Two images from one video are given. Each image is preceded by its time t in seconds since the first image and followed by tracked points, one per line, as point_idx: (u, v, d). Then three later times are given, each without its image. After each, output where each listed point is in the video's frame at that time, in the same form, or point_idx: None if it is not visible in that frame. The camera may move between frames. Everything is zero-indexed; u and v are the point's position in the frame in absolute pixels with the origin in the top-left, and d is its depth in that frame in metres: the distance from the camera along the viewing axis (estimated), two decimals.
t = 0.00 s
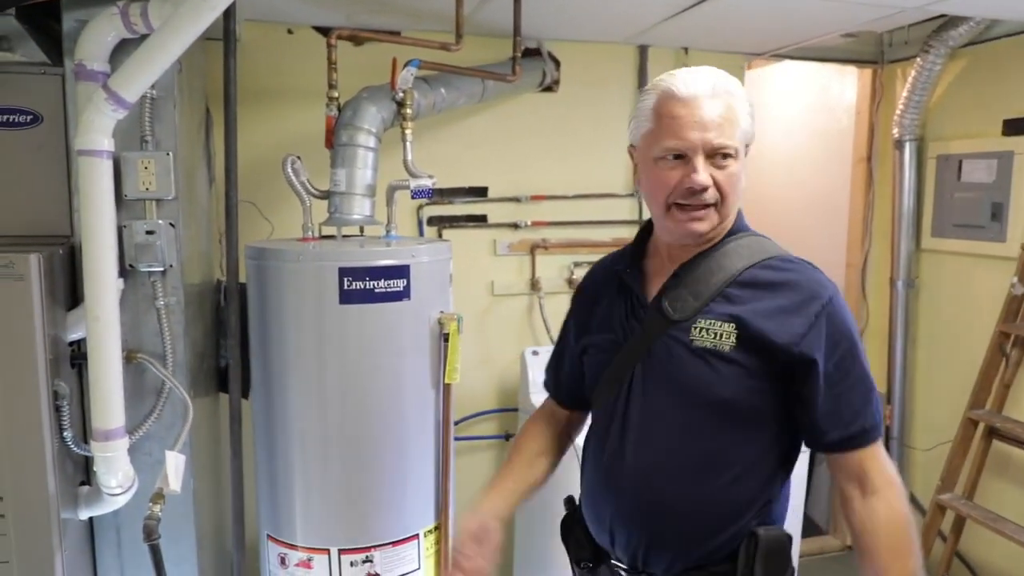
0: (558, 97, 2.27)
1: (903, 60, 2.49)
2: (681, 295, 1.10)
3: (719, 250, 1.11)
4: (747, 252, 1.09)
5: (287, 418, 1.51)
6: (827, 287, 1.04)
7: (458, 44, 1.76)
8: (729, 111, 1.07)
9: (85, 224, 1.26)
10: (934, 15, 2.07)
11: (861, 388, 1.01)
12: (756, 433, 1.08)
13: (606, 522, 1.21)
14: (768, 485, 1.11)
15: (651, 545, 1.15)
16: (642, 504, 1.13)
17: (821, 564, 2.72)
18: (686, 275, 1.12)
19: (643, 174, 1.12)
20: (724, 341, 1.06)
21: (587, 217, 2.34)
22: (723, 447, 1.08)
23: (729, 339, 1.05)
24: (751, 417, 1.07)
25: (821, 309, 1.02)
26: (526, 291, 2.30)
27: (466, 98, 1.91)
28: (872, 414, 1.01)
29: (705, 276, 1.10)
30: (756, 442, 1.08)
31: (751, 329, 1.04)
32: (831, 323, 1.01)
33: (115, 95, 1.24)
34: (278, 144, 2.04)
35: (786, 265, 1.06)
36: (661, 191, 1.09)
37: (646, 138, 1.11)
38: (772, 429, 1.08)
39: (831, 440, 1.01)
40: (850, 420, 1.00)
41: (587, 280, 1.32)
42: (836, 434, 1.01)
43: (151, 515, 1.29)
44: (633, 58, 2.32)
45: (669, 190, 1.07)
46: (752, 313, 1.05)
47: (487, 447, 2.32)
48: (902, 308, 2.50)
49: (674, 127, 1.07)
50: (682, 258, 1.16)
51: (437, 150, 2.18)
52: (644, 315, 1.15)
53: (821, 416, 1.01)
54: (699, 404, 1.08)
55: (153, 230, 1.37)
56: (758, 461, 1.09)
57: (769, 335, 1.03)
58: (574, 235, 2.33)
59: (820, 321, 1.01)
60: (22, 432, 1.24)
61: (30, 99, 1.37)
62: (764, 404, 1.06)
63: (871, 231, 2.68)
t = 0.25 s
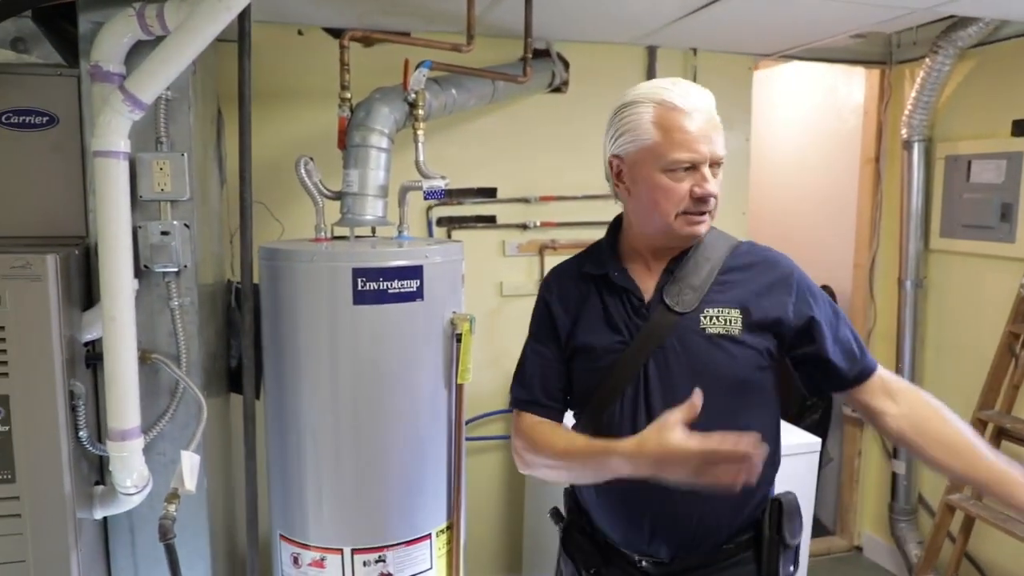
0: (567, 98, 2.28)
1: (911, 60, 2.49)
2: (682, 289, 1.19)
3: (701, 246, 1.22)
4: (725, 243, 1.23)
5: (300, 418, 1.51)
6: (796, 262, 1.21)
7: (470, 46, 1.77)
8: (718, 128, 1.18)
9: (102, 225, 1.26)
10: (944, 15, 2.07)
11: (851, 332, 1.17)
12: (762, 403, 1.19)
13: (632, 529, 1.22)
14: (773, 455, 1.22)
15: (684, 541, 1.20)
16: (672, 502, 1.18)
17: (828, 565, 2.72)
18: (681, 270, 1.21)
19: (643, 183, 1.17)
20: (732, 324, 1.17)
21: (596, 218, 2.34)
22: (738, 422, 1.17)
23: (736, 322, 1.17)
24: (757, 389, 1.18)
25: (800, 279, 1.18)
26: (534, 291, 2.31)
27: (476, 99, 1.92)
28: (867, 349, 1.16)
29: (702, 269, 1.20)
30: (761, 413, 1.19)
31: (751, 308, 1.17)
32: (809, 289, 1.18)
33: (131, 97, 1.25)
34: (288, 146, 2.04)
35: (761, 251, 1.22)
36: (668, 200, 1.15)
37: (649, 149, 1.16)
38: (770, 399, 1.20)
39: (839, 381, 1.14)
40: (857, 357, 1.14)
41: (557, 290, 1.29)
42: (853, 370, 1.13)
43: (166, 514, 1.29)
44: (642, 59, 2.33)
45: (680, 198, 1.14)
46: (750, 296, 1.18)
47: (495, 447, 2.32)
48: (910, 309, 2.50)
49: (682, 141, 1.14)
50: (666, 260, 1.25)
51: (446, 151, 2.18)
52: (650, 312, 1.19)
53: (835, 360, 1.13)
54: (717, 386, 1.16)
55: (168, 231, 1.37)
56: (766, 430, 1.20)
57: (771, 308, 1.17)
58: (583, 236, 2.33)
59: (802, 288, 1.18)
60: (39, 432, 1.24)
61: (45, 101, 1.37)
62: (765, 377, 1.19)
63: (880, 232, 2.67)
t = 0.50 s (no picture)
0: (568, 99, 2.29)
1: (910, 61, 2.51)
2: (680, 284, 1.24)
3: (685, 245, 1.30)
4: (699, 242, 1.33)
5: (305, 417, 1.53)
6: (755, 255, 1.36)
7: (473, 47, 1.78)
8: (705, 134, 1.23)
9: (110, 225, 1.27)
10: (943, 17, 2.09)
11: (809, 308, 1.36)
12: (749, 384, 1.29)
13: (649, 525, 1.23)
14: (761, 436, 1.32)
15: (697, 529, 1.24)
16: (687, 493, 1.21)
17: (828, 563, 2.74)
18: (676, 266, 1.27)
19: (644, 191, 1.19)
20: (728, 314, 1.25)
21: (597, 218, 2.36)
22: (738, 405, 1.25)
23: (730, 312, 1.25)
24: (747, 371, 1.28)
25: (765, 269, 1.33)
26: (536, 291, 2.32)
27: (479, 100, 1.93)
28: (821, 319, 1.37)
29: (693, 266, 1.27)
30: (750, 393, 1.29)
31: (738, 297, 1.27)
32: (774, 277, 1.33)
33: (140, 98, 1.26)
34: (292, 147, 2.06)
35: (730, 247, 1.34)
36: (670, 207, 1.18)
37: (651, 157, 1.18)
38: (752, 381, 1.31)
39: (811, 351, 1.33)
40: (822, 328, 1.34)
41: (556, 298, 1.25)
42: (822, 341, 1.32)
43: (173, 511, 1.30)
44: (643, 60, 2.34)
45: (682, 205, 1.18)
46: (737, 288, 1.28)
47: (497, 446, 2.33)
48: (910, 308, 2.52)
49: (682, 149, 1.17)
50: (656, 260, 1.29)
51: (449, 151, 2.20)
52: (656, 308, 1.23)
53: (808, 335, 1.32)
54: (722, 372, 1.22)
55: (176, 231, 1.38)
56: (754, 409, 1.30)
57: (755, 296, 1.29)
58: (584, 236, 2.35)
59: (772, 278, 1.33)
60: (47, 430, 1.25)
61: (54, 102, 1.38)
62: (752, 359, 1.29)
63: (879, 232, 2.68)
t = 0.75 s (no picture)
0: (570, 99, 2.30)
1: (910, 61, 2.52)
2: (681, 280, 1.27)
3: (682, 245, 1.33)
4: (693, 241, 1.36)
5: (311, 415, 1.54)
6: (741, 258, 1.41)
7: (477, 47, 1.79)
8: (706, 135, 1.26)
9: (118, 224, 1.29)
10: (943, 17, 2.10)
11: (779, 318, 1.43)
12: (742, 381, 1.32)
13: (657, 517, 1.25)
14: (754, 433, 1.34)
15: (700, 521, 1.26)
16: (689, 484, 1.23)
17: (828, 560, 2.76)
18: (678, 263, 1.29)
19: (653, 190, 1.20)
20: (726, 310, 1.27)
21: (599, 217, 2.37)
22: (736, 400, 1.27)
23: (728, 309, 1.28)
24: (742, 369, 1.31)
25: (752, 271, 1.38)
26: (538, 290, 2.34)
27: (482, 100, 1.94)
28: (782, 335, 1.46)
29: (692, 264, 1.30)
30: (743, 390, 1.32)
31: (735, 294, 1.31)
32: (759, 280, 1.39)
33: (148, 97, 1.27)
34: (296, 146, 2.07)
35: (721, 247, 1.38)
36: (677, 206, 1.21)
37: (660, 157, 1.19)
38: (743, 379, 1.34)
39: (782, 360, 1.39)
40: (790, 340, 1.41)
41: (567, 285, 1.25)
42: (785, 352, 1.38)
43: (181, 506, 1.31)
44: (644, 60, 2.36)
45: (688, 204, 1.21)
46: (731, 286, 1.31)
47: (500, 443, 2.35)
48: (910, 307, 2.53)
49: (689, 150, 1.19)
50: (658, 258, 1.31)
51: (452, 151, 2.21)
52: (661, 302, 1.25)
53: (779, 338, 1.38)
54: (723, 367, 1.25)
55: (183, 229, 1.40)
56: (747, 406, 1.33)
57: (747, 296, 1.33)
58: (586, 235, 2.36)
59: (757, 280, 1.37)
60: (57, 427, 1.27)
61: (62, 101, 1.40)
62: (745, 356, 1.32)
63: (879, 230, 2.70)
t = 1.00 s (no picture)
0: (573, 99, 2.31)
1: (912, 61, 2.53)
2: (695, 281, 1.28)
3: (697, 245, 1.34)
4: (706, 242, 1.37)
5: (318, 414, 1.55)
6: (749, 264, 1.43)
7: (481, 47, 1.80)
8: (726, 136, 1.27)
9: (127, 223, 1.29)
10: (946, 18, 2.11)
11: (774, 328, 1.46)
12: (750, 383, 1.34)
13: (665, 515, 1.25)
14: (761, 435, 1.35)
15: (710, 521, 1.26)
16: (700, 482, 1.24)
17: (829, 559, 2.76)
18: (693, 264, 1.30)
19: (675, 186, 1.21)
20: (736, 312, 1.29)
21: (602, 217, 2.38)
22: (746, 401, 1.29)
23: (739, 312, 1.31)
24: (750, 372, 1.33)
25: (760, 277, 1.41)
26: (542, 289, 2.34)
27: (487, 100, 1.95)
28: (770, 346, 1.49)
29: (706, 265, 1.31)
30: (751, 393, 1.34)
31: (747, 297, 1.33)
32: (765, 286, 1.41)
33: (157, 96, 1.28)
34: (301, 145, 2.08)
35: (733, 251, 1.40)
36: (698, 203, 1.21)
37: (683, 154, 1.20)
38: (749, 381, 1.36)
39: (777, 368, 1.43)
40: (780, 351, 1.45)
41: (571, 288, 1.24)
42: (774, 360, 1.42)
43: (189, 504, 1.32)
44: (647, 60, 2.37)
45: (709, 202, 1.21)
46: (742, 289, 1.33)
47: (503, 442, 2.36)
48: (912, 306, 2.54)
49: (712, 147, 1.21)
50: (673, 256, 1.32)
51: (456, 150, 2.22)
52: (675, 303, 1.26)
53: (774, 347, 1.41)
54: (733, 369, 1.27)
55: (191, 228, 1.40)
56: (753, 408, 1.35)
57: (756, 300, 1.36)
58: (589, 234, 2.37)
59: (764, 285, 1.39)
60: (65, 425, 1.27)
61: (71, 101, 1.41)
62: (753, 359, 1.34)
63: (880, 229, 2.71)
